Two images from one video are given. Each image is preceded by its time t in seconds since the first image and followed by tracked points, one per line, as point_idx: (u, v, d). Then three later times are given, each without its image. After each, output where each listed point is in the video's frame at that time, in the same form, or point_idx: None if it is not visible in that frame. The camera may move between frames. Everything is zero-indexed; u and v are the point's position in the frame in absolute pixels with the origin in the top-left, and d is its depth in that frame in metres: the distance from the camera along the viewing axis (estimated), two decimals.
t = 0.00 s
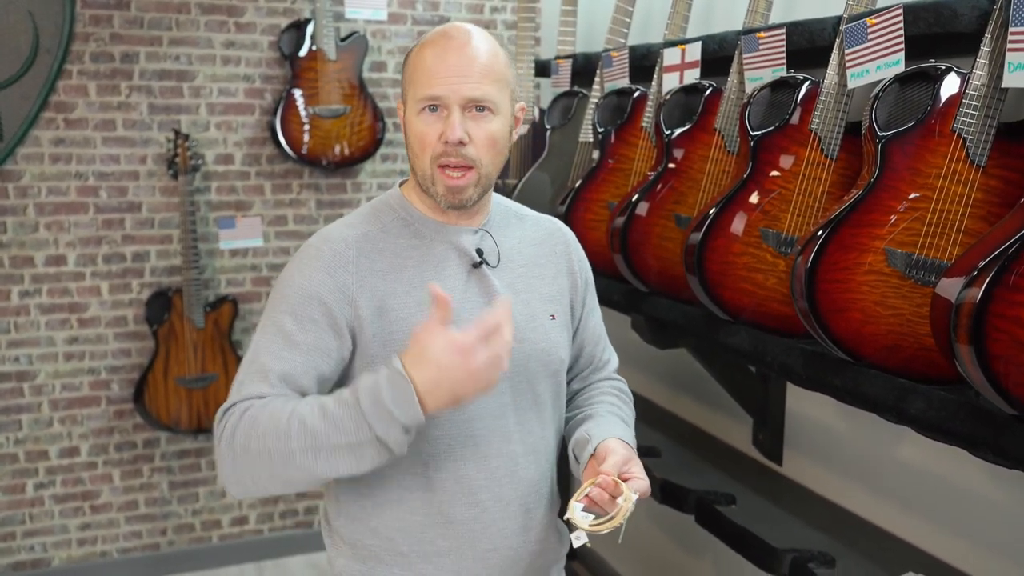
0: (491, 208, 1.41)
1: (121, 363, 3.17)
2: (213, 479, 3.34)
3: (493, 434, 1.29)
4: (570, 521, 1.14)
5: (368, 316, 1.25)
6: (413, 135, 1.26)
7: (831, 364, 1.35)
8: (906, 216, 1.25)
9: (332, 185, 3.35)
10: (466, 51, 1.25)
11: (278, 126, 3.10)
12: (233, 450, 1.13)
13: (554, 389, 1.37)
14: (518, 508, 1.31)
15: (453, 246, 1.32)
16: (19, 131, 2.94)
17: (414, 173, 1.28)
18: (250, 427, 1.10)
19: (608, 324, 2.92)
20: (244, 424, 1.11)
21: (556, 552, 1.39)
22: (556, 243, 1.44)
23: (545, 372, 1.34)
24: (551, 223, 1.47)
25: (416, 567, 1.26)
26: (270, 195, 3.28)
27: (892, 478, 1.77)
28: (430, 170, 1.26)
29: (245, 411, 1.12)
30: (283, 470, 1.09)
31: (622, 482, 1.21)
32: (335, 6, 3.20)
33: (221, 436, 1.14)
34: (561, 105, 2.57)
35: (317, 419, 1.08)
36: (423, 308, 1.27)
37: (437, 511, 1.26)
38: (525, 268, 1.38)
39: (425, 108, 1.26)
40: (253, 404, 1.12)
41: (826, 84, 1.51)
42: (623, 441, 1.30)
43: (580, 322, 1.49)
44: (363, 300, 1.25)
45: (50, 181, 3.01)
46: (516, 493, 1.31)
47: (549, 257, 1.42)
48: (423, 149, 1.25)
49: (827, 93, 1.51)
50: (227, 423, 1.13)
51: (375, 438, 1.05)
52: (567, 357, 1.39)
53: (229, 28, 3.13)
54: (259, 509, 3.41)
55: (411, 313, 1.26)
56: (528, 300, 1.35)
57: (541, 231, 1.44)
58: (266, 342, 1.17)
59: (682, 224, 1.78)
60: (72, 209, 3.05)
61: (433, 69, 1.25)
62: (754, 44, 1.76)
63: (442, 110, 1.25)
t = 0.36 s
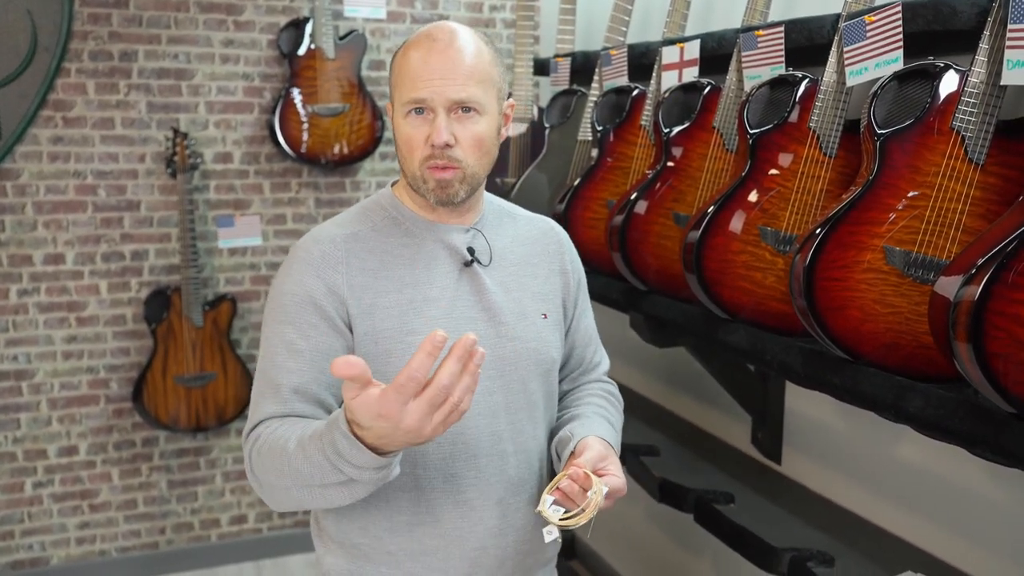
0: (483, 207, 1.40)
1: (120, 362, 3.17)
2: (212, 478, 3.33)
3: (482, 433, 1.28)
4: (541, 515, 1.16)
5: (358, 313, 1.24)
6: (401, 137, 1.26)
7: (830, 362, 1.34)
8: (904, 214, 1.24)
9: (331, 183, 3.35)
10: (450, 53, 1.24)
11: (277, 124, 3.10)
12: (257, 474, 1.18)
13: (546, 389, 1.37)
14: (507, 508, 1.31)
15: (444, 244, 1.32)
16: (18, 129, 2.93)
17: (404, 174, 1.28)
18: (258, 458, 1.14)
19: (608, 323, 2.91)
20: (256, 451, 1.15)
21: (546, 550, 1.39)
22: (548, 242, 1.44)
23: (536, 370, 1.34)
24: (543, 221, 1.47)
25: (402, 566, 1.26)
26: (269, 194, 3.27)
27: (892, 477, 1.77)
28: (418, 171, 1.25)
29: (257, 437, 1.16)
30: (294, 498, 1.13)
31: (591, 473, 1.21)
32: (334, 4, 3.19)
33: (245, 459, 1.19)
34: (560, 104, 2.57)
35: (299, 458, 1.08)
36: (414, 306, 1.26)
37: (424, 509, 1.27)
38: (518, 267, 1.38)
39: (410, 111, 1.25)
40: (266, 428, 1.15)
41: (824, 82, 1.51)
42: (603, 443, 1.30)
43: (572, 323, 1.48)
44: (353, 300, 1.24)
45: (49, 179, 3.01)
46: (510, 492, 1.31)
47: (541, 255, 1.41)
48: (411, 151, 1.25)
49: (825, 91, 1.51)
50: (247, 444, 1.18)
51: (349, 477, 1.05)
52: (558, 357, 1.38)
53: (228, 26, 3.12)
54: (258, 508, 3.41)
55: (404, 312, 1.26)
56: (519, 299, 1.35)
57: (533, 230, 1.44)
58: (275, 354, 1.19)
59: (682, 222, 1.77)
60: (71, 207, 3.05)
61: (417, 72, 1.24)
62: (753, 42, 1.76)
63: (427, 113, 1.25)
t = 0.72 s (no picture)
0: (475, 206, 1.40)
1: (121, 361, 3.16)
2: (213, 477, 3.33)
3: (473, 434, 1.28)
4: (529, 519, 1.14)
5: (347, 316, 1.24)
6: (395, 138, 1.26)
7: (834, 360, 1.34)
8: (907, 212, 1.24)
9: (333, 182, 3.34)
10: (446, 52, 1.24)
11: (278, 123, 3.10)
12: (239, 474, 1.17)
13: (539, 388, 1.36)
14: (501, 508, 1.30)
15: (435, 244, 1.31)
16: (19, 128, 2.93)
17: (396, 175, 1.28)
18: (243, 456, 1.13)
19: (610, 322, 2.91)
20: (241, 449, 1.15)
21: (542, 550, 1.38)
22: (543, 240, 1.43)
23: (528, 371, 1.33)
24: (537, 219, 1.46)
25: (396, 566, 1.26)
26: (270, 193, 3.27)
27: (896, 477, 1.76)
28: (413, 173, 1.25)
29: (242, 435, 1.16)
30: (277, 495, 1.12)
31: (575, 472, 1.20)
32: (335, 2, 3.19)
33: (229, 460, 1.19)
34: (561, 103, 2.56)
35: (287, 452, 1.08)
36: (403, 306, 1.26)
37: (417, 510, 1.26)
38: (511, 266, 1.37)
39: (404, 112, 1.24)
40: (251, 428, 1.15)
41: (828, 80, 1.50)
42: (590, 442, 1.30)
43: (567, 321, 1.48)
44: (342, 301, 1.24)
45: (50, 178, 3.01)
46: (506, 492, 1.31)
47: (536, 253, 1.41)
48: (404, 152, 1.25)
49: (828, 90, 1.50)
50: (231, 444, 1.17)
51: (338, 471, 1.05)
52: (552, 356, 1.38)
53: (229, 25, 3.12)
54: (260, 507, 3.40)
55: (393, 313, 1.26)
56: (511, 298, 1.34)
57: (527, 228, 1.43)
58: (260, 355, 1.19)
59: (684, 221, 1.76)
60: (72, 206, 3.05)
61: (412, 72, 1.23)
62: (756, 40, 1.76)
63: (423, 114, 1.24)
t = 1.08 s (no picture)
0: (478, 204, 1.39)
1: (125, 360, 3.16)
2: (215, 476, 3.32)
3: (476, 434, 1.27)
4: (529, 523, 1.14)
5: (348, 316, 1.23)
6: (399, 135, 1.25)
7: (839, 360, 1.34)
8: (913, 211, 1.23)
9: (336, 181, 3.34)
10: (452, 49, 1.23)
11: (281, 122, 3.10)
12: (236, 469, 1.17)
13: (540, 388, 1.36)
14: (501, 509, 1.29)
15: (437, 243, 1.31)
16: (22, 127, 2.92)
17: (400, 172, 1.27)
18: (242, 449, 1.13)
19: (614, 321, 2.90)
20: (239, 443, 1.14)
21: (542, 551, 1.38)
22: (545, 239, 1.42)
23: (530, 370, 1.33)
24: (539, 217, 1.46)
25: (395, 566, 1.25)
26: (273, 191, 3.27)
27: (901, 477, 1.75)
28: (417, 170, 1.25)
29: (239, 430, 1.15)
30: (276, 488, 1.12)
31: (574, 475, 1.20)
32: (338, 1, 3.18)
33: (224, 456, 1.18)
34: (565, 101, 2.56)
35: (293, 442, 1.08)
36: (405, 306, 1.26)
37: (418, 511, 1.26)
38: (513, 265, 1.36)
39: (410, 108, 1.24)
40: (249, 422, 1.14)
41: (833, 78, 1.49)
42: (590, 440, 1.30)
43: (569, 320, 1.47)
44: (343, 301, 1.24)
45: (53, 177, 3.01)
46: (509, 492, 1.30)
47: (538, 252, 1.40)
48: (409, 149, 1.24)
49: (833, 87, 1.49)
50: (227, 440, 1.17)
51: (347, 459, 1.05)
52: (554, 355, 1.37)
53: (232, 23, 3.12)
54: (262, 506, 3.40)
55: (394, 312, 1.25)
56: (513, 297, 1.34)
57: (529, 226, 1.43)
58: (260, 353, 1.18)
59: (687, 220, 1.76)
60: (75, 205, 3.04)
61: (418, 69, 1.22)
62: (760, 38, 1.74)
63: (428, 111, 1.24)
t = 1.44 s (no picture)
0: (485, 201, 1.39)
1: (128, 359, 3.16)
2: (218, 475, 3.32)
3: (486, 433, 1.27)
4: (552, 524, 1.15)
5: (356, 315, 1.23)
6: (410, 133, 1.24)
7: (843, 359, 1.33)
8: (917, 210, 1.23)
9: (338, 180, 3.34)
10: (462, 45, 1.23)
11: (284, 121, 3.10)
12: (229, 465, 1.16)
13: (549, 386, 1.35)
14: (507, 507, 1.29)
15: (446, 241, 1.30)
16: (25, 126, 2.92)
17: (410, 170, 1.27)
18: (241, 446, 1.12)
19: (617, 320, 2.90)
20: (236, 440, 1.14)
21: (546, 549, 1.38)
22: (552, 235, 1.42)
23: (539, 368, 1.32)
24: (544, 212, 1.45)
25: (399, 565, 1.25)
26: (276, 191, 3.27)
27: (906, 476, 1.75)
28: (429, 167, 1.24)
29: (237, 426, 1.15)
30: (272, 488, 1.13)
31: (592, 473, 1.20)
32: None
33: (219, 451, 1.17)
34: (568, 100, 2.54)
35: (299, 445, 1.09)
36: (415, 305, 1.25)
37: (426, 508, 1.25)
38: (521, 261, 1.36)
39: (421, 105, 1.23)
40: (248, 419, 1.14)
41: (837, 76, 1.49)
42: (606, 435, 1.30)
43: (575, 316, 1.46)
44: (350, 301, 1.23)
45: (56, 176, 3.01)
46: (517, 491, 1.30)
47: (545, 249, 1.40)
48: (421, 147, 1.24)
49: (837, 86, 1.49)
50: (222, 434, 1.16)
51: (355, 470, 1.07)
52: (563, 352, 1.37)
53: (235, 23, 3.12)
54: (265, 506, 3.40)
55: (403, 310, 1.25)
56: (522, 295, 1.33)
57: (535, 223, 1.42)
58: (262, 350, 1.18)
59: (691, 219, 1.76)
60: (78, 204, 3.04)
61: (429, 65, 1.22)
62: (764, 36, 1.73)
63: (439, 107, 1.23)
